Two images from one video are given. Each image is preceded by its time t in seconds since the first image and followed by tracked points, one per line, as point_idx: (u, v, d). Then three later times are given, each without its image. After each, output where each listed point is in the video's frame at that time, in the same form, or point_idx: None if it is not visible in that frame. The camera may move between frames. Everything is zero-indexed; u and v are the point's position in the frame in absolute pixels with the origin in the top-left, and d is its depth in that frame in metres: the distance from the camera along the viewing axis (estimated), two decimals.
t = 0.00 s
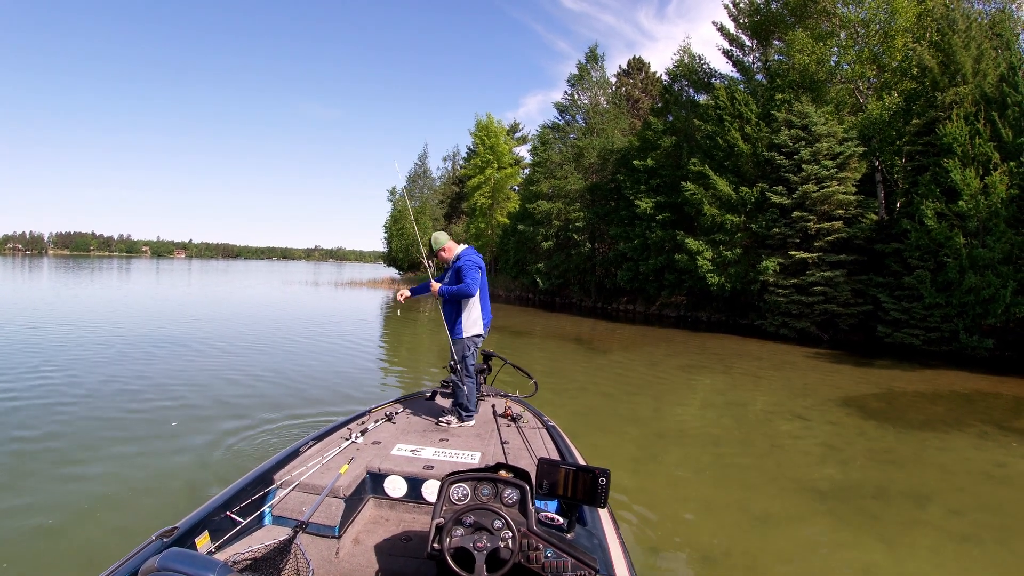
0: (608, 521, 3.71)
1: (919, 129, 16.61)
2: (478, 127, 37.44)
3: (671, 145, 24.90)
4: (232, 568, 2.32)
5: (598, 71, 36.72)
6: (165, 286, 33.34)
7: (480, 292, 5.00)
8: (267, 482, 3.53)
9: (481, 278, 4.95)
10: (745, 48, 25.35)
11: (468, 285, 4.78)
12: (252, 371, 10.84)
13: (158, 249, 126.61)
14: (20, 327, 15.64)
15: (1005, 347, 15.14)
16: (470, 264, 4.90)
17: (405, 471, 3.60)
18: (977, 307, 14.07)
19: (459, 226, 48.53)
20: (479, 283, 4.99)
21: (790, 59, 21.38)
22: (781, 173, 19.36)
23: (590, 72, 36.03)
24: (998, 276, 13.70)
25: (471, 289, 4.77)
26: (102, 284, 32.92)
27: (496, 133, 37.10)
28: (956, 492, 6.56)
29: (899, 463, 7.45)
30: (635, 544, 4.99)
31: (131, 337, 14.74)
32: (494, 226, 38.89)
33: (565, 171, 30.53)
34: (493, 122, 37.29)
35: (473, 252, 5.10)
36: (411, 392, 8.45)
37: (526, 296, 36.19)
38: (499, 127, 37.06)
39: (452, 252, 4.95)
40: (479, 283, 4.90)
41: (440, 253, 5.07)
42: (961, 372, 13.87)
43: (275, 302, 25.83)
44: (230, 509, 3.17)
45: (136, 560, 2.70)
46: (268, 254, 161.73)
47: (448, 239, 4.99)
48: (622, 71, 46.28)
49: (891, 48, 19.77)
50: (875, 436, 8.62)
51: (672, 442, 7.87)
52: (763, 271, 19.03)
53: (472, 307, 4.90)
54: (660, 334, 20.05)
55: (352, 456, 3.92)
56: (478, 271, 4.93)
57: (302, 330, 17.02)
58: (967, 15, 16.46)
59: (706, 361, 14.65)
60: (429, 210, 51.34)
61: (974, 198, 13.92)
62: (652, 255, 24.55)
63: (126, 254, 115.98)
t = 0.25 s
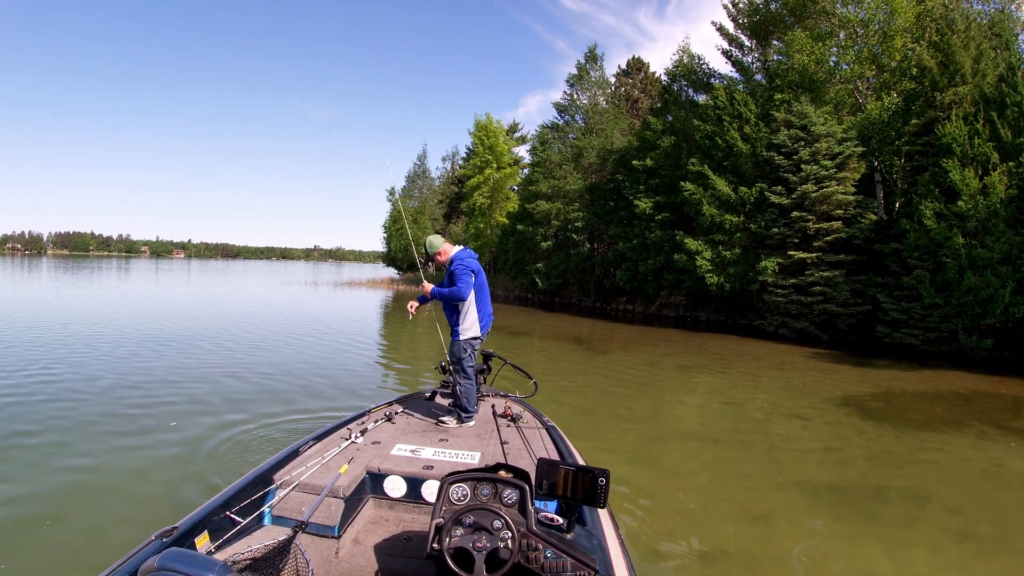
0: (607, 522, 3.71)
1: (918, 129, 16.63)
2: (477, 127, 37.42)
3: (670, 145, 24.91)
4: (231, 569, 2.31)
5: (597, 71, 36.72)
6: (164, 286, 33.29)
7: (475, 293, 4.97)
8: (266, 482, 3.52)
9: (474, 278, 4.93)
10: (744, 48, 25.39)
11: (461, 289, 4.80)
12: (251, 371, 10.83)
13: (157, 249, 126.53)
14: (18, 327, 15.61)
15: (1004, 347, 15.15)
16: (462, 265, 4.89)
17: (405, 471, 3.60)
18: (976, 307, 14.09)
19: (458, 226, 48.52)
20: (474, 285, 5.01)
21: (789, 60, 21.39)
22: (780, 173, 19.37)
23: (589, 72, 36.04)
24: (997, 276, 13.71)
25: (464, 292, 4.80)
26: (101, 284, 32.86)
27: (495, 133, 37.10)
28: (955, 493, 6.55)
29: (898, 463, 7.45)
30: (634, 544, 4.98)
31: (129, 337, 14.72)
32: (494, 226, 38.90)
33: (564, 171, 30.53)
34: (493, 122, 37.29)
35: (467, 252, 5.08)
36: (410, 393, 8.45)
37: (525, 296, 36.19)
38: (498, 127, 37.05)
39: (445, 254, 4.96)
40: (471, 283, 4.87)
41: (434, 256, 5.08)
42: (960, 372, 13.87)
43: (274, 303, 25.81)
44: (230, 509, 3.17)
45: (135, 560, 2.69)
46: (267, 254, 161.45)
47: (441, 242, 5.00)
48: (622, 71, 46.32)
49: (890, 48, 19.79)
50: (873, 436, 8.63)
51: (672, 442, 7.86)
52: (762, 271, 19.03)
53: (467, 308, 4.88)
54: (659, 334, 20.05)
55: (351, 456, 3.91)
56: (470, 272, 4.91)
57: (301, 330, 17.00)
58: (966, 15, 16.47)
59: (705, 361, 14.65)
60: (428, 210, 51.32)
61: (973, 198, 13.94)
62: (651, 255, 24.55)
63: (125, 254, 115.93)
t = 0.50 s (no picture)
0: (607, 522, 3.70)
1: (917, 129, 16.65)
2: (476, 127, 37.42)
3: (669, 145, 24.92)
4: (231, 568, 2.30)
5: (596, 71, 36.74)
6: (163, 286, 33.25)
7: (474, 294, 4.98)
8: (267, 482, 3.51)
9: (474, 280, 4.93)
10: (743, 48, 25.40)
11: (461, 291, 4.81)
12: (251, 371, 10.83)
13: (156, 250, 126.40)
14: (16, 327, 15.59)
15: (1002, 347, 15.18)
16: (463, 267, 4.88)
17: (405, 470, 3.59)
18: (975, 307, 14.10)
19: (457, 226, 48.50)
20: (473, 287, 5.01)
21: (789, 59, 21.41)
22: (778, 173, 19.38)
23: (588, 72, 36.05)
24: (996, 276, 13.73)
25: (463, 295, 4.81)
26: (100, 284, 32.83)
27: (494, 133, 37.10)
28: (954, 492, 6.56)
29: (897, 463, 7.46)
30: (634, 544, 4.98)
31: (128, 337, 14.71)
32: (493, 225, 38.90)
33: (563, 171, 30.54)
34: (492, 122, 37.30)
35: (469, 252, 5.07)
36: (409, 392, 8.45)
37: (524, 296, 36.19)
38: (497, 127, 37.06)
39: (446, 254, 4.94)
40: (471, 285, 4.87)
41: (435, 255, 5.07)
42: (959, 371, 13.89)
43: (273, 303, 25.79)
44: (230, 509, 3.16)
45: (135, 560, 2.68)
46: (266, 254, 161.30)
47: (444, 240, 4.97)
48: (621, 71, 46.35)
49: (889, 47, 19.81)
50: (872, 436, 8.63)
51: (671, 442, 7.86)
52: (761, 270, 19.05)
53: (467, 310, 4.89)
54: (658, 334, 20.05)
55: (351, 456, 3.90)
56: (471, 273, 4.91)
57: (300, 330, 16.99)
58: (965, 15, 16.49)
59: (704, 361, 14.66)
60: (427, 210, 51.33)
61: (972, 198, 13.96)
62: (650, 255, 24.57)
63: (124, 254, 115.82)
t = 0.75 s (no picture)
0: (608, 522, 3.70)
1: (916, 129, 16.66)
2: (475, 127, 37.43)
3: (668, 145, 24.93)
4: (231, 569, 2.30)
5: (596, 71, 36.74)
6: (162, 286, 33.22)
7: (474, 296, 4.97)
8: (267, 482, 3.51)
9: (475, 282, 4.92)
10: (742, 48, 25.43)
11: (461, 293, 4.79)
12: (250, 372, 10.81)
13: (155, 250, 126.35)
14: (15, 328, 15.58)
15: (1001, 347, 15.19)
16: (466, 267, 4.87)
17: (405, 471, 3.58)
18: (974, 307, 14.11)
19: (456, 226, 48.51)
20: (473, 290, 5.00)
21: (787, 59, 21.44)
22: (777, 173, 19.39)
23: (587, 73, 36.07)
24: (995, 275, 13.75)
25: (464, 298, 4.79)
26: (99, 284, 32.81)
27: (493, 133, 37.12)
28: (952, 492, 6.56)
29: (896, 462, 7.46)
30: (633, 545, 4.97)
31: (127, 337, 14.69)
32: (492, 226, 38.90)
33: (561, 171, 30.55)
34: (491, 123, 37.31)
35: (473, 253, 5.05)
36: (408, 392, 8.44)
37: (523, 297, 36.19)
38: (496, 127, 37.08)
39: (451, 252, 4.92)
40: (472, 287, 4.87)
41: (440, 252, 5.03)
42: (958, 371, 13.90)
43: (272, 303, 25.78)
44: (230, 509, 3.15)
45: (135, 560, 2.68)
46: (265, 255, 161.17)
47: (452, 236, 4.94)
48: (619, 71, 46.38)
49: (888, 47, 19.83)
50: (871, 435, 8.64)
51: (670, 442, 7.86)
52: (760, 270, 19.06)
53: (466, 311, 4.88)
54: (657, 334, 20.05)
55: (352, 456, 3.90)
56: (473, 275, 4.90)
57: (299, 331, 16.98)
58: (964, 15, 16.51)
59: (703, 360, 14.66)
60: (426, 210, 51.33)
61: (971, 197, 13.98)
62: (649, 255, 24.58)
63: (123, 254, 115.77)
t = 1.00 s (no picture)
0: (608, 522, 3.70)
1: (915, 129, 16.68)
2: (474, 127, 37.43)
3: (667, 145, 24.94)
4: (231, 569, 2.29)
5: (594, 71, 36.73)
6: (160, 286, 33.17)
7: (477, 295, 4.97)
8: (267, 483, 3.50)
9: (480, 282, 4.92)
10: (741, 48, 25.44)
11: (467, 290, 4.77)
12: (248, 372, 10.80)
13: (153, 250, 126.13)
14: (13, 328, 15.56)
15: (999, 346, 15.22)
16: (471, 266, 4.87)
17: (405, 471, 3.58)
18: (972, 306, 14.12)
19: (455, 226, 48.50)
20: (478, 288, 4.99)
21: (786, 59, 21.47)
22: (776, 173, 19.40)
23: (585, 73, 36.08)
24: (993, 275, 13.77)
25: (468, 294, 4.77)
26: (98, 285, 32.77)
27: (492, 133, 37.12)
28: (951, 492, 6.56)
29: (894, 462, 7.47)
30: (633, 545, 4.97)
31: (125, 337, 14.66)
32: (491, 226, 38.90)
33: (560, 171, 30.56)
34: (490, 123, 37.31)
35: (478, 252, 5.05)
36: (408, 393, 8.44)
37: (522, 297, 36.20)
38: (495, 127, 37.08)
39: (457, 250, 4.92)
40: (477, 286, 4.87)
41: (446, 248, 5.03)
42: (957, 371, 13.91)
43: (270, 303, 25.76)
44: (230, 510, 3.14)
45: (135, 561, 2.67)
46: (264, 255, 161.06)
47: (461, 234, 4.94)
48: (618, 71, 46.41)
49: (886, 47, 19.85)
50: (870, 435, 8.65)
51: (670, 442, 7.86)
52: (759, 270, 19.08)
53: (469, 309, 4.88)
54: (656, 334, 20.05)
55: (352, 457, 3.89)
56: (478, 274, 4.91)
57: (298, 331, 16.97)
58: (962, 15, 16.54)
59: (702, 360, 14.67)
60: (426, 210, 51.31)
61: (969, 197, 13.99)
62: (648, 255, 24.59)
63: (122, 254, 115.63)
